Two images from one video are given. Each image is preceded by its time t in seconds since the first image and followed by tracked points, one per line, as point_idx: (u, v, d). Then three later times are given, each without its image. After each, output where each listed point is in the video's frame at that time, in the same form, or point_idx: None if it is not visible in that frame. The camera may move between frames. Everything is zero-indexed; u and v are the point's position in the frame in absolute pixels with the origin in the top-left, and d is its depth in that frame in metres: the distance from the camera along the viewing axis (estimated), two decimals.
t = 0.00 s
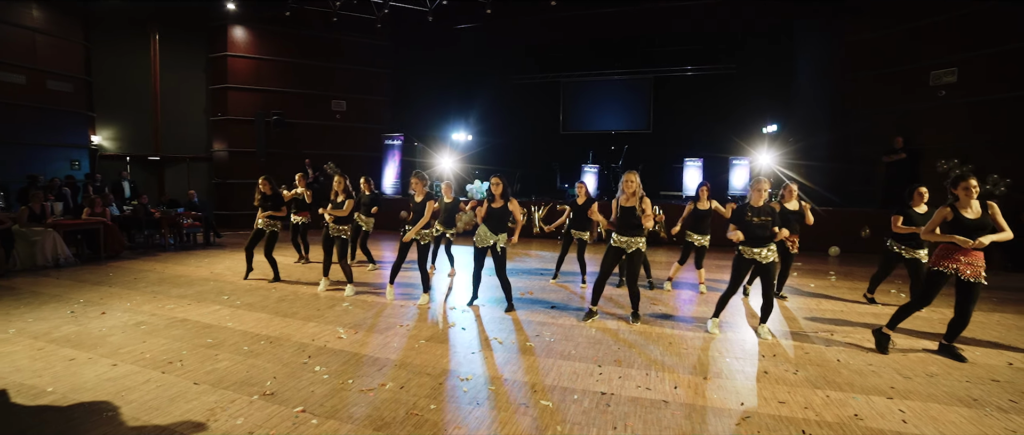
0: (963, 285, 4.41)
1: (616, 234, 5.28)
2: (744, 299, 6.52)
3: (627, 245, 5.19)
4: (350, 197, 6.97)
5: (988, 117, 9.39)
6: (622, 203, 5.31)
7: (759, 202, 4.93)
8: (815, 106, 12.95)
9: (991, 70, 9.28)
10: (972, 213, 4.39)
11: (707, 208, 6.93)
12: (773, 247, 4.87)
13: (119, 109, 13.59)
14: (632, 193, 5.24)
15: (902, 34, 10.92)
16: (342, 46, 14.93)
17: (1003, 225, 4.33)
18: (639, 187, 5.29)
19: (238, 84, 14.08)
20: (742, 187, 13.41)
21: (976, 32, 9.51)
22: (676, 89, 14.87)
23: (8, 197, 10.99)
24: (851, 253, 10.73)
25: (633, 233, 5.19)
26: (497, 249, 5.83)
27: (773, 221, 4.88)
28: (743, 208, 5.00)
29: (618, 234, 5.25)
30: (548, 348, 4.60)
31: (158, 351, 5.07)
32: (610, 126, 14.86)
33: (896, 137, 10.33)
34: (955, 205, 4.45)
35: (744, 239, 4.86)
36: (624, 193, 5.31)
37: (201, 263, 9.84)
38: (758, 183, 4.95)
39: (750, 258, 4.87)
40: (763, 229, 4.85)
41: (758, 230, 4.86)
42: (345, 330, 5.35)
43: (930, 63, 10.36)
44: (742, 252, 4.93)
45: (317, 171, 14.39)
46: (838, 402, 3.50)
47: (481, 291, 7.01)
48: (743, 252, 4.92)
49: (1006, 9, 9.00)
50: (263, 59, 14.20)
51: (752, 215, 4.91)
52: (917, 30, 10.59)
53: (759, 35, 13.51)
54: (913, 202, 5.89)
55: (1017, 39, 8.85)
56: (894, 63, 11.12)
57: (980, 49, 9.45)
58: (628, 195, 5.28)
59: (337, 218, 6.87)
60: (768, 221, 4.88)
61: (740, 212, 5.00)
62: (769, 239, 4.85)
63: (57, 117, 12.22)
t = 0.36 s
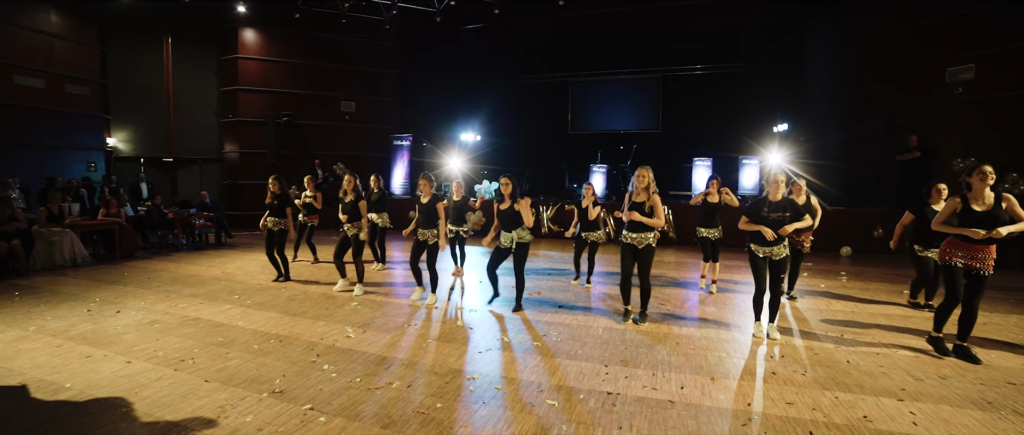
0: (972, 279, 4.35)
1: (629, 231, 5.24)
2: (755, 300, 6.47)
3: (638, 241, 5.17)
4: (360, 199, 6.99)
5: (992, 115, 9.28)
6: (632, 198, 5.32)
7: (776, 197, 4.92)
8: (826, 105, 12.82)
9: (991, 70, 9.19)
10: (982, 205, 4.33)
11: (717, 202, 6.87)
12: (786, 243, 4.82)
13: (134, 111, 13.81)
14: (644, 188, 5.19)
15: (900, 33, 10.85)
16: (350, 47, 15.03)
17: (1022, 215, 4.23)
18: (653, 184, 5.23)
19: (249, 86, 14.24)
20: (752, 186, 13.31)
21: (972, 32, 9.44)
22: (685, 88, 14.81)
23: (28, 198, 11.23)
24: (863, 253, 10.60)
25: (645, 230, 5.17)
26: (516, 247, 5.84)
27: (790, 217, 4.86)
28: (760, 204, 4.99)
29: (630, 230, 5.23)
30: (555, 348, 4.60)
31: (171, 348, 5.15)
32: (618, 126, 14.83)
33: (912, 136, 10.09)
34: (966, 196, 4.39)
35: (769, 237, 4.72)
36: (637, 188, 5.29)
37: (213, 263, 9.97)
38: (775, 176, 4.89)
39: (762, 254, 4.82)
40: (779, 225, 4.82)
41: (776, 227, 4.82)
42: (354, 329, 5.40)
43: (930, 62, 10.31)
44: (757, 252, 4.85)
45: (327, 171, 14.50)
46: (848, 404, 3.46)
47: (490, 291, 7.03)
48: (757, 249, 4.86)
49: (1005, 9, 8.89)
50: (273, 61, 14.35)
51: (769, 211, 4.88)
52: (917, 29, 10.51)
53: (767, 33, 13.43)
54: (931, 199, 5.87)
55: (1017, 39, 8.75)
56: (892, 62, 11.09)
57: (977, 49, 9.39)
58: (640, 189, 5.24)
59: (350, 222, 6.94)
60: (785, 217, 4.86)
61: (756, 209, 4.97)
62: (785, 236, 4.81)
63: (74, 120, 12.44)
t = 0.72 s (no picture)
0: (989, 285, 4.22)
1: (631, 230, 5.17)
2: (762, 301, 6.40)
3: (640, 241, 5.09)
4: (365, 197, 7.03)
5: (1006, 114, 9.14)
6: (633, 198, 5.24)
7: (785, 203, 4.82)
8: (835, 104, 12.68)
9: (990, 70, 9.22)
10: (983, 213, 4.24)
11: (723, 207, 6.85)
12: (796, 249, 4.73)
13: (143, 111, 13.91)
14: (645, 190, 5.20)
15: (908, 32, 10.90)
16: (357, 47, 15.08)
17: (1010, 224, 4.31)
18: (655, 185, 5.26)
19: (256, 85, 14.31)
20: (760, 186, 13.20)
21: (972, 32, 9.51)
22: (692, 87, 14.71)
23: (40, 196, 11.35)
24: (873, 254, 10.47)
25: (647, 231, 5.10)
26: (523, 247, 5.81)
27: (798, 224, 4.79)
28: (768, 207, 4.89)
29: (631, 232, 5.15)
30: (558, 348, 4.56)
31: (175, 346, 5.16)
32: (625, 125, 14.75)
33: (923, 135, 9.89)
34: (966, 204, 4.32)
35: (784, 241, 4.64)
36: (636, 190, 5.26)
37: (220, 261, 10.01)
38: (783, 180, 4.78)
39: (775, 256, 4.72)
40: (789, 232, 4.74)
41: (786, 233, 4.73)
42: (357, 328, 5.38)
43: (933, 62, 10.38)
44: (768, 252, 4.76)
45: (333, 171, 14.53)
46: (856, 408, 3.40)
47: (495, 290, 7.00)
48: (770, 251, 4.75)
49: (1004, 10, 8.92)
50: (280, 60, 14.41)
51: (780, 217, 4.78)
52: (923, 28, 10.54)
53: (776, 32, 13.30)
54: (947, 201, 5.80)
55: (1018, 39, 8.72)
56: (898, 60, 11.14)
57: (977, 49, 9.44)
58: (642, 190, 5.22)
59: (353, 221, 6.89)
60: (794, 223, 4.78)
61: (766, 214, 4.85)
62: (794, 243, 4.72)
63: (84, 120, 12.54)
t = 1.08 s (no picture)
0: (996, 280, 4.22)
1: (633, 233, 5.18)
2: (766, 302, 6.36)
3: (645, 244, 5.08)
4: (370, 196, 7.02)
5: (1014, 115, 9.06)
6: (635, 200, 5.20)
7: (797, 203, 4.79)
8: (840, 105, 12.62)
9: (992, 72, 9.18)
10: (983, 207, 4.25)
11: (727, 209, 6.78)
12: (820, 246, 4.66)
13: (150, 110, 13.99)
14: (649, 192, 5.16)
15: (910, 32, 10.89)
16: (361, 47, 15.11)
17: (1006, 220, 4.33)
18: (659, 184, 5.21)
19: (261, 85, 14.37)
20: (764, 187, 13.14)
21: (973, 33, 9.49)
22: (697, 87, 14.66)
23: (48, 195, 11.44)
24: (879, 256, 10.39)
25: (651, 232, 5.09)
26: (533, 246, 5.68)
27: (815, 221, 4.73)
28: (781, 208, 4.90)
29: (634, 233, 5.17)
30: (560, 348, 4.55)
31: (178, 344, 5.18)
32: (629, 125, 14.72)
33: (930, 136, 9.76)
34: (969, 197, 4.30)
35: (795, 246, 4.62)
36: (637, 191, 5.23)
37: (224, 259, 10.06)
38: (793, 182, 4.78)
39: (798, 262, 4.68)
40: (803, 231, 4.71)
41: (802, 233, 4.71)
42: (358, 327, 5.39)
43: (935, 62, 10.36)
44: (789, 260, 4.72)
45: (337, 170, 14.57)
46: (859, 411, 3.36)
47: (497, 290, 6.99)
48: (790, 258, 4.71)
49: (1009, 10, 8.86)
50: (285, 60, 14.46)
51: (792, 217, 4.79)
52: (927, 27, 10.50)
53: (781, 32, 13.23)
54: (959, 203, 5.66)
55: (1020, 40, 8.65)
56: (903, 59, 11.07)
57: (978, 50, 9.41)
58: (644, 193, 5.18)
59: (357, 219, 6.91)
60: (811, 221, 4.74)
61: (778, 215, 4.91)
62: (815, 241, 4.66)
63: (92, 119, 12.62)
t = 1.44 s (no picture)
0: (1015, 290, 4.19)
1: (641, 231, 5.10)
2: (774, 305, 6.30)
3: (651, 241, 5.03)
4: (377, 197, 7.02)
5: None
6: (643, 198, 5.16)
7: (802, 206, 4.71)
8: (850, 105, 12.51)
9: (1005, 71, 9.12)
10: (1006, 220, 4.15)
11: (737, 208, 6.72)
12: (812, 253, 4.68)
13: (159, 110, 14.11)
14: (654, 187, 5.06)
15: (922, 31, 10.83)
16: (368, 47, 15.14)
17: None
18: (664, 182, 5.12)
19: (269, 85, 14.44)
20: (772, 187, 13.05)
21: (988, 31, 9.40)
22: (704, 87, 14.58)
23: (61, 194, 11.56)
24: (890, 258, 10.29)
25: (659, 229, 5.03)
26: (536, 248, 5.74)
27: (815, 227, 4.67)
28: (784, 209, 4.76)
29: (642, 231, 5.09)
30: (566, 350, 4.53)
31: (187, 343, 5.21)
32: (636, 125, 14.66)
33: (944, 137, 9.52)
34: (992, 209, 4.21)
35: (801, 245, 4.52)
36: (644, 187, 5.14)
37: (232, 259, 10.12)
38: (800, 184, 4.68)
39: (786, 261, 4.64)
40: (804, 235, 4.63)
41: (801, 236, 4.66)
42: (365, 327, 5.39)
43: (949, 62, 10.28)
44: (780, 257, 4.68)
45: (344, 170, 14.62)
46: (871, 417, 3.32)
47: (503, 291, 6.98)
48: (783, 255, 4.65)
49: None
50: (293, 60, 14.52)
51: (794, 219, 4.71)
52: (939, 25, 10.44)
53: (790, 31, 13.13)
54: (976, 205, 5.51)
55: None
56: (917, 58, 10.96)
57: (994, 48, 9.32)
58: (651, 189, 5.11)
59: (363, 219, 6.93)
60: (811, 226, 4.68)
61: (780, 216, 4.73)
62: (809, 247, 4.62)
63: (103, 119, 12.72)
